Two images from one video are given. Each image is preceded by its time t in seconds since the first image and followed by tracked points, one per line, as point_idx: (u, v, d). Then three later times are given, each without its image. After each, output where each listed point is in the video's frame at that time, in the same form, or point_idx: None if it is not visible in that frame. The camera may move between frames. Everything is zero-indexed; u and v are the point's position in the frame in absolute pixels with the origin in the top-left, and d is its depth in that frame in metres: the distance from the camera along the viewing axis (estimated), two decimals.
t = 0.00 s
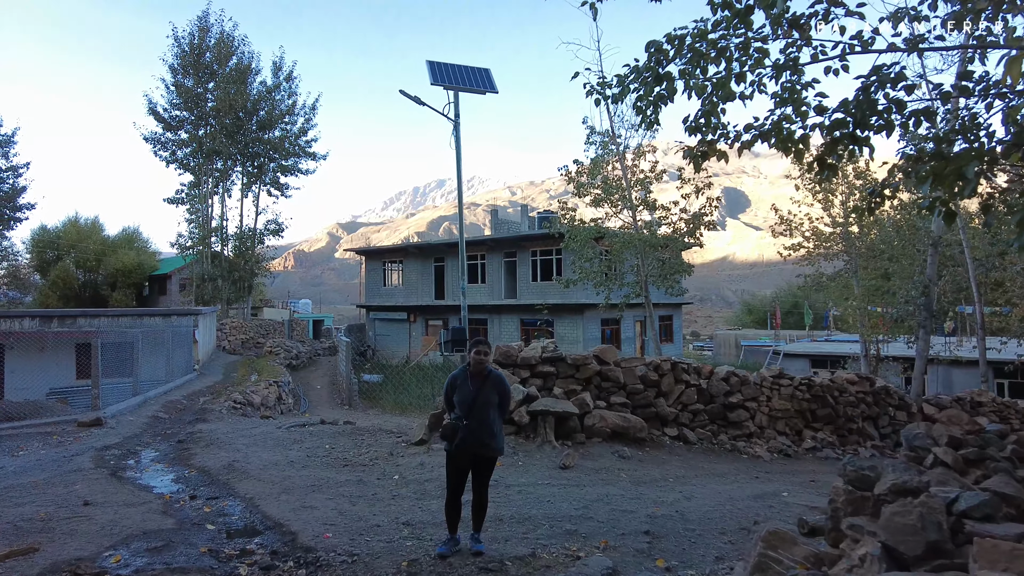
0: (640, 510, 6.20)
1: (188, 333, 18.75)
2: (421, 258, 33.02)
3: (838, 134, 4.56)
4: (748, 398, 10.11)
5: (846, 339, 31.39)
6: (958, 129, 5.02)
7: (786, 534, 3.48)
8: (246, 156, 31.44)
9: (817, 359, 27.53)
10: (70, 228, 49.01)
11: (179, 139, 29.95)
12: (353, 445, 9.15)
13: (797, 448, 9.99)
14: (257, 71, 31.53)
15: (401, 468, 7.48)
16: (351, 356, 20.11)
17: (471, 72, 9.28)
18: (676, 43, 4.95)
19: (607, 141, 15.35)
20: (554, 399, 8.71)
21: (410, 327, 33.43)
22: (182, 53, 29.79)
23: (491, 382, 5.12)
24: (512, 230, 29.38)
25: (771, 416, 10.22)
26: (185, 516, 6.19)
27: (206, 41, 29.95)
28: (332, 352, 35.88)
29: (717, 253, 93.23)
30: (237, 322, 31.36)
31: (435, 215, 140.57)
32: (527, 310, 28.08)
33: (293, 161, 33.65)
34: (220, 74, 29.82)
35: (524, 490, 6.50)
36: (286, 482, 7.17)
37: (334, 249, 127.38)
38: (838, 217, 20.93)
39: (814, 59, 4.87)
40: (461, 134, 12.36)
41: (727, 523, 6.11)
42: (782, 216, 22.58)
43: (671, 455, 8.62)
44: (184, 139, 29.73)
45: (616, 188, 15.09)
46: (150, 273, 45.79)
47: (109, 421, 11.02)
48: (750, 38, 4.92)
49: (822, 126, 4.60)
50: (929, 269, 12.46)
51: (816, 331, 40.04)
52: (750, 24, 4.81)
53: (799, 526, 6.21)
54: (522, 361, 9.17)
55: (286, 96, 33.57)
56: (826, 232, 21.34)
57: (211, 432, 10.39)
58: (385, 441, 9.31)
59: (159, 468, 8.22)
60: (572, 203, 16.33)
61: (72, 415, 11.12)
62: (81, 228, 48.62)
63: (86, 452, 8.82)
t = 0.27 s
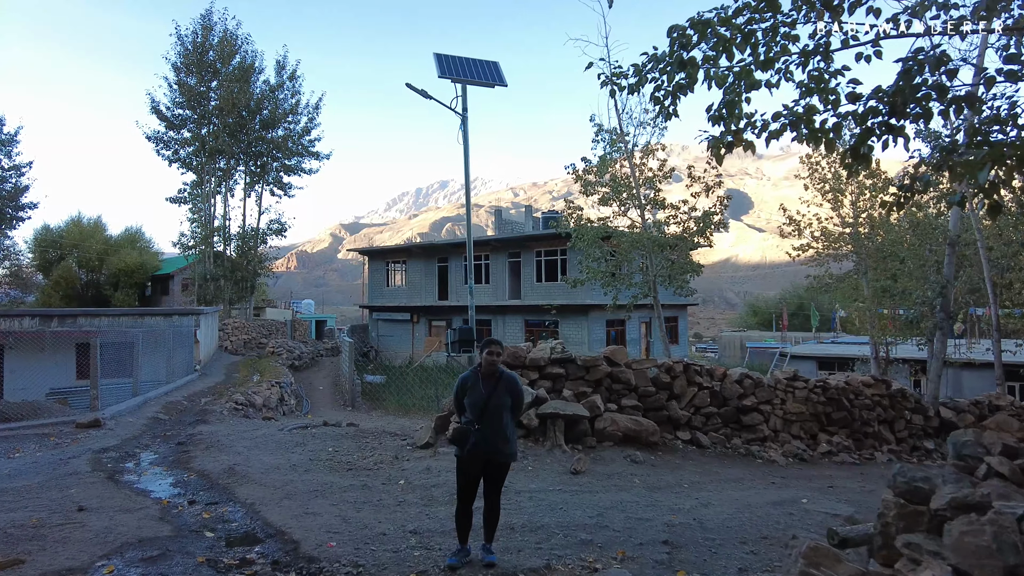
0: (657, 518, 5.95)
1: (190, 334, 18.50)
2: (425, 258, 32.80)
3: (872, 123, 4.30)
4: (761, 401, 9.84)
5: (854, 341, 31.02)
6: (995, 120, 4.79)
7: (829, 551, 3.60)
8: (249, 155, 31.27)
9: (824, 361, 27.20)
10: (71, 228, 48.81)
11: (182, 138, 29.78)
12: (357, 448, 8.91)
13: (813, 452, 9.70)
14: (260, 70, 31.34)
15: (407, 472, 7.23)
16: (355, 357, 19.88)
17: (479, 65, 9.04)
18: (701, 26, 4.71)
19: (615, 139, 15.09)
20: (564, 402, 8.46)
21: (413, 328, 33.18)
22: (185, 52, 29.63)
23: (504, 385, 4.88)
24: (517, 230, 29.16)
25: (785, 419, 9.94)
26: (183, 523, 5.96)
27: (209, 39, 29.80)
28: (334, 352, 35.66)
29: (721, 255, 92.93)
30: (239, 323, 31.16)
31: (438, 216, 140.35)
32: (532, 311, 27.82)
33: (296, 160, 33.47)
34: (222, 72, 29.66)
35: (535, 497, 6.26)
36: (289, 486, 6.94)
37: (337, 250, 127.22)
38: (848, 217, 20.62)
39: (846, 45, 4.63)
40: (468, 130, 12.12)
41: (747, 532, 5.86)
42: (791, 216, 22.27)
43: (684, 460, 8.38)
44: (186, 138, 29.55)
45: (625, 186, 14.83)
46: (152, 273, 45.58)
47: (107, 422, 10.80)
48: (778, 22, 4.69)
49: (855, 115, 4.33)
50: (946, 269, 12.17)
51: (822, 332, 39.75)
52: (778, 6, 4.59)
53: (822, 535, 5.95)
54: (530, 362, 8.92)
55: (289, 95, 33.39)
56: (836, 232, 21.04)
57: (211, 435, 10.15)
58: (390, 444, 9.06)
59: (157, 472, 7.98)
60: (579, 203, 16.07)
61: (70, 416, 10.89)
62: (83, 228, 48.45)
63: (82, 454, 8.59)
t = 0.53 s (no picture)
0: (668, 525, 5.73)
1: (188, 334, 18.29)
2: (425, 258, 32.60)
3: (900, 113, 4.06)
4: (770, 403, 9.62)
5: (857, 342, 30.83)
6: None
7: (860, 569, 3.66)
8: (249, 155, 31.08)
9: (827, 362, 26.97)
10: (70, 227, 48.61)
11: (181, 137, 29.59)
12: (357, 451, 8.69)
13: (822, 456, 9.47)
14: (260, 68, 31.13)
15: (408, 477, 7.01)
16: (355, 357, 19.69)
17: (482, 59, 8.83)
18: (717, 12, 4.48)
19: (619, 137, 14.87)
20: (569, 404, 8.24)
21: (413, 328, 32.97)
22: (184, 50, 29.44)
23: (511, 388, 4.67)
24: (518, 230, 28.95)
25: (794, 422, 9.71)
26: (176, 531, 5.74)
27: (208, 38, 29.61)
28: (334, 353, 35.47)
29: (722, 255, 92.75)
30: (238, 323, 30.96)
31: (439, 216, 140.21)
32: (533, 311, 27.61)
33: (296, 160, 33.28)
34: (222, 71, 29.47)
35: (541, 503, 6.05)
36: (286, 492, 6.73)
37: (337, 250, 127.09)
38: (853, 216, 20.41)
39: (870, 32, 4.41)
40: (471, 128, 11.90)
41: (761, 540, 5.64)
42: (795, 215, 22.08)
43: (693, 464, 8.16)
44: (185, 137, 29.35)
45: (629, 185, 14.59)
46: (151, 273, 45.39)
47: (102, 424, 10.60)
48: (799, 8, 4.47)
49: (882, 104, 4.09)
50: (957, 270, 12.02)
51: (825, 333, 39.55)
52: None
53: (839, 543, 5.73)
54: (534, 363, 8.70)
55: (289, 94, 33.20)
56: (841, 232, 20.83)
57: (208, 437, 9.93)
58: (390, 448, 8.84)
59: (151, 476, 7.76)
60: (582, 201, 15.85)
61: (63, 418, 10.67)
62: (83, 227, 48.28)
63: (75, 458, 8.39)
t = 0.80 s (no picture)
0: (679, 529, 5.49)
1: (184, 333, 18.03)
2: (425, 257, 32.34)
3: (931, 92, 3.82)
4: (779, 402, 9.38)
5: (860, 340, 30.60)
6: None
7: None
8: (247, 152, 30.80)
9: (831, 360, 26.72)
10: (67, 226, 48.30)
11: (178, 134, 29.31)
12: (355, 452, 8.44)
13: (833, 455, 9.22)
14: (258, 65, 30.83)
15: (409, 479, 6.77)
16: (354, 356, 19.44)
17: (483, 48, 8.58)
18: None
19: (622, 131, 14.63)
20: (574, 403, 7.99)
21: (413, 327, 32.71)
22: (181, 47, 29.16)
23: (515, 386, 4.41)
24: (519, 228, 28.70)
25: (804, 420, 9.45)
26: (165, 536, 5.49)
27: (205, 34, 29.33)
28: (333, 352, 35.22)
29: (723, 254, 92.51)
30: (237, 322, 30.71)
31: (438, 215, 140.02)
32: (534, 310, 27.36)
33: (295, 158, 33.01)
34: (220, 68, 29.20)
35: (546, 506, 5.81)
36: (281, 495, 6.49)
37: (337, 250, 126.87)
38: (858, 213, 20.16)
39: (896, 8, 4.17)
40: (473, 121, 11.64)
41: (777, 544, 5.40)
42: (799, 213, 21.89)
43: (701, 465, 7.92)
44: (183, 135, 29.07)
45: (632, 180, 14.34)
46: (150, 273, 45.11)
47: (94, 425, 10.35)
48: None
49: (913, 82, 3.83)
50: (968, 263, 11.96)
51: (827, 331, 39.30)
52: None
53: (858, 547, 5.49)
54: (537, 361, 8.45)
55: (287, 91, 32.93)
56: (846, 229, 20.61)
57: (202, 438, 9.67)
58: (389, 448, 8.59)
59: (141, 479, 7.49)
60: (584, 197, 15.60)
61: (54, 418, 10.41)
62: (80, 226, 47.98)
63: (65, 459, 8.14)
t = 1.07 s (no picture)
0: (694, 541, 5.23)
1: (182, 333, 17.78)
2: (425, 256, 32.07)
3: (972, 74, 3.56)
4: (791, 404, 9.12)
5: (864, 339, 30.32)
6: None
7: None
8: (246, 151, 30.52)
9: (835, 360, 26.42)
10: (66, 226, 48.07)
11: (176, 133, 29.05)
12: (354, 457, 8.18)
13: (846, 459, 8.96)
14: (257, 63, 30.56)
15: (410, 487, 6.51)
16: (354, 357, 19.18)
17: (485, 39, 8.31)
18: None
19: (626, 127, 14.36)
20: (580, 407, 7.72)
21: (413, 327, 32.46)
22: (179, 44, 28.88)
23: (521, 392, 4.15)
24: (520, 226, 28.42)
25: (816, 423, 9.20)
26: (153, 549, 5.23)
27: (204, 31, 29.05)
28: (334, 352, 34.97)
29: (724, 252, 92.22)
30: (236, 322, 30.47)
31: (438, 214, 139.77)
32: (535, 309, 27.09)
33: (294, 156, 32.75)
34: (218, 65, 28.93)
35: (554, 517, 5.54)
36: (277, 503, 6.22)
37: (337, 249, 126.65)
38: (865, 210, 19.88)
39: None
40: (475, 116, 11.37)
41: (797, 557, 5.13)
42: (804, 210, 21.62)
43: (712, 470, 7.66)
44: (181, 133, 28.80)
45: (637, 176, 14.05)
46: (149, 272, 44.89)
47: (87, 428, 10.09)
48: None
49: (951, 65, 3.56)
50: (981, 262, 11.77)
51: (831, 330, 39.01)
52: None
53: (882, 559, 5.23)
54: (542, 363, 8.17)
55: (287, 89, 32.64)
56: (852, 227, 20.35)
57: (197, 442, 9.41)
58: (389, 453, 8.33)
59: (133, 485, 7.24)
60: (587, 194, 15.33)
61: (46, 422, 10.16)
62: (79, 225, 47.71)
63: (54, 464, 7.88)
